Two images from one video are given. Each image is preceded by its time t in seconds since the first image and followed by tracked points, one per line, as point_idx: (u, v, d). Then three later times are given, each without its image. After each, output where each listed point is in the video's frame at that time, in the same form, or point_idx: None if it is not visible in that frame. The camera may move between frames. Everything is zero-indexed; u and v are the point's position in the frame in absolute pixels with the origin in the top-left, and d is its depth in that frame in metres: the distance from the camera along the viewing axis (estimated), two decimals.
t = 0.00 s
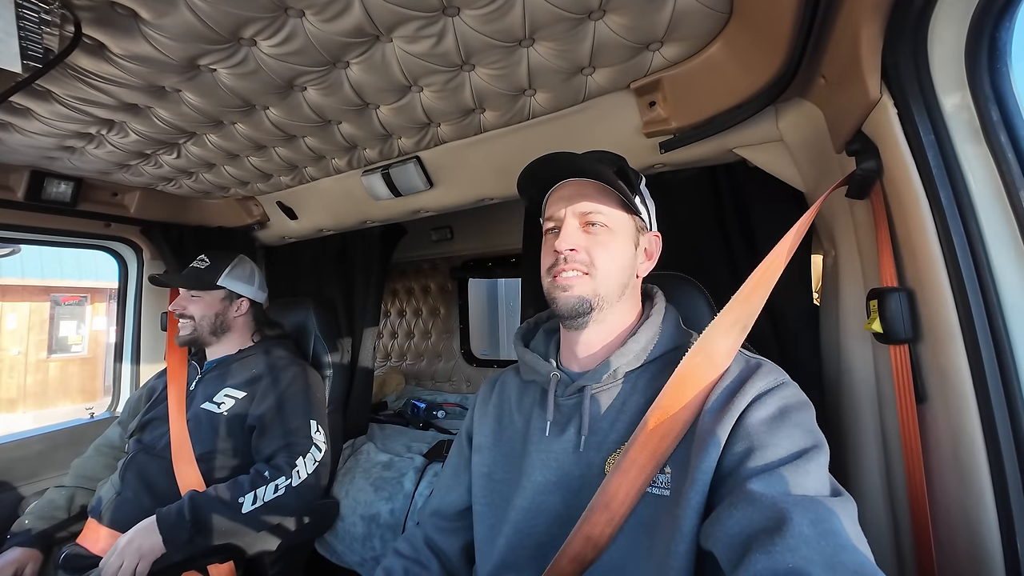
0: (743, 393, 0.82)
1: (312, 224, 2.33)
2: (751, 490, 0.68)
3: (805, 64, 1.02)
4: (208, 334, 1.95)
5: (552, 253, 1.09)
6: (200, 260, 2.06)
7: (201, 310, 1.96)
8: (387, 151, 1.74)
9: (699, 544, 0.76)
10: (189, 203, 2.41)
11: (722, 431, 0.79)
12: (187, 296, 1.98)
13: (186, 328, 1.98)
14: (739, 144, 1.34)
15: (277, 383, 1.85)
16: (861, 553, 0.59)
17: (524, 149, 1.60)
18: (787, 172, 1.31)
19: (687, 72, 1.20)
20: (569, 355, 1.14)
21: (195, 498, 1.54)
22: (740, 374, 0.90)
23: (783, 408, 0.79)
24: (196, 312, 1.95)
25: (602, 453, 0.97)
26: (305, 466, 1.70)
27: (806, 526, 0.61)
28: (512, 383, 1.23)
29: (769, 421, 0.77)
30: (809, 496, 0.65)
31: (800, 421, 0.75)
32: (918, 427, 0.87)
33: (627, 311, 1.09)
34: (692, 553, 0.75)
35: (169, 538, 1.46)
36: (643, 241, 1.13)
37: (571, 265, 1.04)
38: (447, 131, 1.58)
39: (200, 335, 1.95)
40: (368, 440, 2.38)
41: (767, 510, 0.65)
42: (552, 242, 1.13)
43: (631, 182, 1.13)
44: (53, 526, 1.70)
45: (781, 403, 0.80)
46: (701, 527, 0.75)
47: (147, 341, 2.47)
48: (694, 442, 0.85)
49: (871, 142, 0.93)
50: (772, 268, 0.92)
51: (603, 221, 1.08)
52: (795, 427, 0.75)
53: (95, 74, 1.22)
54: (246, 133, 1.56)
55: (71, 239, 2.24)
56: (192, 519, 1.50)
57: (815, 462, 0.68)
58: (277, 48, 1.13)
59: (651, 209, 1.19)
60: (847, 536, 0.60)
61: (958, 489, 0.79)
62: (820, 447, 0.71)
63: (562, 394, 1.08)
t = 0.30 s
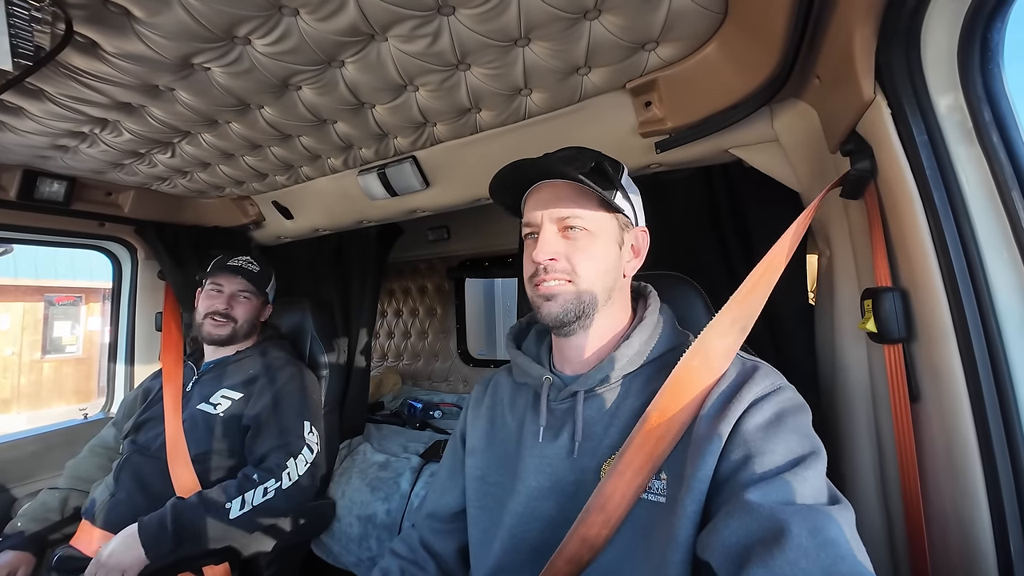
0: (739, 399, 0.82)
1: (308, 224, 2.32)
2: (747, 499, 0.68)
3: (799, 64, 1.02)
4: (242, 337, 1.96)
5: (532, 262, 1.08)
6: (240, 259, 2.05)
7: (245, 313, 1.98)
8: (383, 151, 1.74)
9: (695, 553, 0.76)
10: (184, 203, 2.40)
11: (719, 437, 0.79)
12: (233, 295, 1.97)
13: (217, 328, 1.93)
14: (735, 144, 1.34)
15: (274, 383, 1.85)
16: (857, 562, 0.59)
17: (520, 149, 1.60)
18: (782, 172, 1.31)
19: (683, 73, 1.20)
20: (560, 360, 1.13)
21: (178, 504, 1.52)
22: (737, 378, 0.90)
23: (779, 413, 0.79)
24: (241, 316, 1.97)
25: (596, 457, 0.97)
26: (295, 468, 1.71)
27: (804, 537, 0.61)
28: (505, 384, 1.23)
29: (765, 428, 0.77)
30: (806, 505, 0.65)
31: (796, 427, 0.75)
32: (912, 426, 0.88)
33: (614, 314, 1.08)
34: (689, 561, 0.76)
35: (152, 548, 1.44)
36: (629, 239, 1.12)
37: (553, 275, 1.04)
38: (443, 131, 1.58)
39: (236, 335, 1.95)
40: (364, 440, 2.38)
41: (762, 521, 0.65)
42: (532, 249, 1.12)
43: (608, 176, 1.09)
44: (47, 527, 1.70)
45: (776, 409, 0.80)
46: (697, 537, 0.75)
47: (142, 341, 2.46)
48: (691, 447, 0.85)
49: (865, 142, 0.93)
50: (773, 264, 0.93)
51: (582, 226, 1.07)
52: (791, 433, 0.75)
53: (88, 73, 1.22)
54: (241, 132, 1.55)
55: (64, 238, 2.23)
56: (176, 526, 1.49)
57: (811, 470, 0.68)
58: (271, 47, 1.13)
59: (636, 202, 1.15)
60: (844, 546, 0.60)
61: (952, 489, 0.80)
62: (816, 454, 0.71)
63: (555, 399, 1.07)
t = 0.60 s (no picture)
0: (735, 403, 0.82)
1: (305, 223, 2.32)
2: (744, 507, 0.67)
3: (796, 64, 1.02)
4: (251, 338, 1.95)
5: (521, 265, 1.08)
6: (255, 261, 2.06)
7: (257, 316, 1.98)
8: (380, 150, 1.73)
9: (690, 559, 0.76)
10: (180, 202, 2.39)
11: (715, 441, 0.78)
12: (248, 297, 1.98)
13: (228, 329, 1.93)
14: (732, 144, 1.34)
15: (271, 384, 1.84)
16: (854, 572, 0.59)
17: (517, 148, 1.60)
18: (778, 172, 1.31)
19: (679, 73, 1.20)
20: (554, 361, 1.13)
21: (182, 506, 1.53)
22: (733, 380, 0.90)
23: (774, 417, 0.78)
24: (252, 318, 1.97)
25: (587, 462, 0.97)
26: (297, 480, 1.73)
27: (802, 548, 0.61)
28: (497, 384, 1.22)
29: (761, 432, 0.76)
30: (804, 512, 0.64)
31: (792, 431, 0.75)
32: (907, 425, 0.88)
33: (607, 314, 1.08)
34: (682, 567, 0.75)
35: (155, 548, 1.45)
36: (620, 237, 1.11)
37: (543, 278, 1.04)
38: (440, 130, 1.58)
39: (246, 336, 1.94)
40: (361, 440, 2.38)
41: (759, 531, 0.65)
42: (521, 251, 1.12)
43: (600, 173, 1.08)
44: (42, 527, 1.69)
45: (771, 412, 0.79)
46: (691, 544, 0.75)
47: (138, 341, 2.45)
48: (685, 449, 0.85)
49: (861, 141, 0.93)
50: (774, 264, 0.93)
51: (572, 227, 1.06)
52: (787, 437, 0.74)
53: (82, 71, 1.21)
54: (237, 131, 1.55)
55: (58, 237, 2.22)
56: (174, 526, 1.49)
57: (809, 475, 0.68)
58: (267, 46, 1.12)
59: (628, 197, 1.14)
60: (841, 555, 0.60)
61: (947, 485, 0.80)
62: (812, 458, 0.71)
63: (546, 401, 1.07)
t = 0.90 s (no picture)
0: (728, 390, 0.82)
1: (305, 222, 2.31)
2: (735, 488, 0.68)
3: (796, 65, 1.03)
4: (245, 337, 1.95)
5: (522, 252, 1.08)
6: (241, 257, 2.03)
7: (250, 313, 1.97)
8: (380, 150, 1.73)
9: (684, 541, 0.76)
10: (179, 201, 2.38)
11: (708, 427, 0.79)
12: (239, 295, 1.97)
13: (223, 328, 1.92)
14: (732, 144, 1.34)
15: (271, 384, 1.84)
16: (843, 546, 0.59)
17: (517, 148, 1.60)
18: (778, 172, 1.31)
19: (679, 73, 1.21)
20: (554, 350, 1.13)
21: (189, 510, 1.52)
22: (726, 369, 0.90)
23: (765, 403, 0.78)
24: (246, 315, 1.96)
25: (586, 445, 0.97)
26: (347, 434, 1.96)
27: (791, 523, 0.61)
28: (499, 374, 1.22)
29: (753, 416, 0.77)
30: (794, 493, 0.65)
31: (784, 417, 0.75)
32: (908, 424, 0.88)
33: (605, 306, 1.08)
34: (677, 550, 0.75)
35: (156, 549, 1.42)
36: (622, 232, 1.11)
37: (541, 266, 1.04)
38: (441, 130, 1.58)
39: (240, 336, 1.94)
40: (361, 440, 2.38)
41: (750, 509, 0.65)
42: (522, 240, 1.12)
43: (603, 168, 1.08)
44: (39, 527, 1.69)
45: (763, 398, 0.80)
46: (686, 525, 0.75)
47: (136, 340, 2.44)
48: (679, 437, 0.85)
49: (861, 142, 0.93)
50: (765, 260, 0.94)
51: (573, 218, 1.06)
52: (779, 422, 0.75)
53: (83, 69, 1.20)
54: (237, 130, 1.54)
55: (56, 236, 2.21)
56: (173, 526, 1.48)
57: (798, 458, 0.68)
58: (269, 45, 1.12)
59: (632, 195, 1.14)
60: (829, 530, 0.61)
61: (948, 485, 0.80)
62: (802, 442, 0.71)
63: (546, 387, 1.07)
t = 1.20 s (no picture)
0: (739, 385, 0.81)
1: (303, 221, 2.29)
2: (743, 480, 0.67)
3: (800, 63, 1.02)
4: (242, 337, 1.91)
5: (540, 240, 1.07)
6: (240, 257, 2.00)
7: (245, 313, 1.93)
8: (379, 147, 1.72)
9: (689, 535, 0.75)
10: (176, 199, 2.36)
11: (717, 422, 0.78)
12: (233, 294, 1.93)
13: (217, 329, 1.89)
14: (734, 141, 1.32)
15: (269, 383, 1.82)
16: (850, 542, 0.59)
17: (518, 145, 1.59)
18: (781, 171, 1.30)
19: (682, 69, 1.20)
20: (566, 339, 1.12)
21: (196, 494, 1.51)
22: (738, 366, 0.89)
23: (776, 400, 0.77)
24: (241, 315, 1.91)
25: (594, 436, 0.96)
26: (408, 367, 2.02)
27: (798, 516, 0.60)
28: (507, 360, 1.21)
29: (763, 413, 0.76)
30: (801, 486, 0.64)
31: (795, 414, 0.74)
32: (912, 421, 0.88)
33: (621, 297, 1.08)
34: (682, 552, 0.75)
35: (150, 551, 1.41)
36: (642, 225, 1.10)
37: (560, 254, 1.03)
38: (440, 127, 1.56)
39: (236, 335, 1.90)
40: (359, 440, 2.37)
41: (758, 501, 0.64)
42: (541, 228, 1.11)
43: (628, 161, 1.07)
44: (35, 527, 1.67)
45: (774, 396, 0.79)
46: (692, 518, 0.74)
47: (132, 340, 2.42)
48: (687, 435, 0.84)
49: (866, 139, 0.92)
50: (768, 261, 0.93)
51: (595, 209, 1.05)
52: (790, 417, 0.74)
53: (78, 64, 1.19)
54: (235, 127, 1.53)
55: (51, 234, 2.19)
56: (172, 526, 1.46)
57: (807, 455, 0.68)
58: (267, 39, 1.10)
59: (656, 189, 1.13)
60: (837, 527, 0.60)
61: (952, 482, 0.79)
62: (812, 440, 0.70)
63: (555, 375, 1.06)
